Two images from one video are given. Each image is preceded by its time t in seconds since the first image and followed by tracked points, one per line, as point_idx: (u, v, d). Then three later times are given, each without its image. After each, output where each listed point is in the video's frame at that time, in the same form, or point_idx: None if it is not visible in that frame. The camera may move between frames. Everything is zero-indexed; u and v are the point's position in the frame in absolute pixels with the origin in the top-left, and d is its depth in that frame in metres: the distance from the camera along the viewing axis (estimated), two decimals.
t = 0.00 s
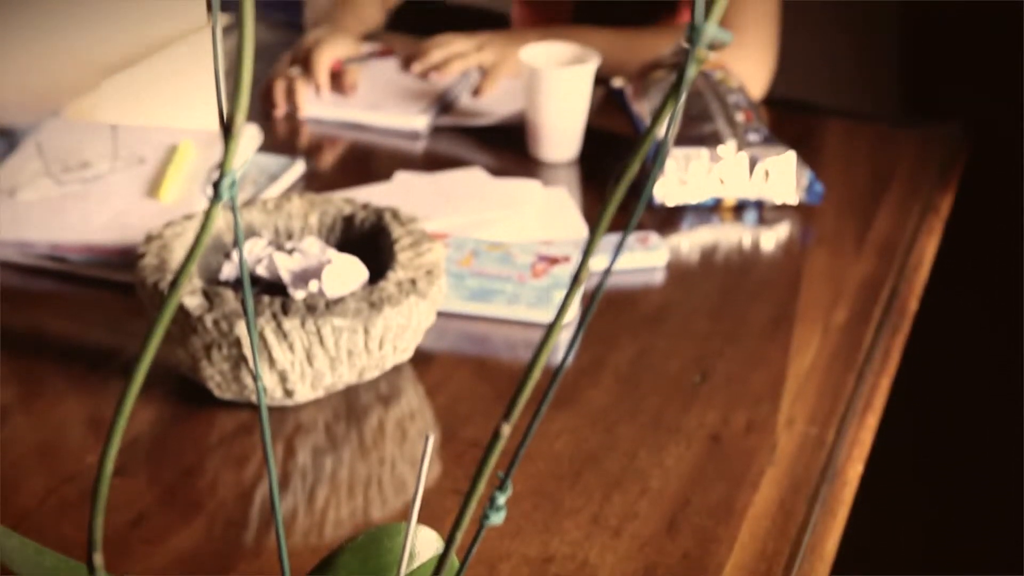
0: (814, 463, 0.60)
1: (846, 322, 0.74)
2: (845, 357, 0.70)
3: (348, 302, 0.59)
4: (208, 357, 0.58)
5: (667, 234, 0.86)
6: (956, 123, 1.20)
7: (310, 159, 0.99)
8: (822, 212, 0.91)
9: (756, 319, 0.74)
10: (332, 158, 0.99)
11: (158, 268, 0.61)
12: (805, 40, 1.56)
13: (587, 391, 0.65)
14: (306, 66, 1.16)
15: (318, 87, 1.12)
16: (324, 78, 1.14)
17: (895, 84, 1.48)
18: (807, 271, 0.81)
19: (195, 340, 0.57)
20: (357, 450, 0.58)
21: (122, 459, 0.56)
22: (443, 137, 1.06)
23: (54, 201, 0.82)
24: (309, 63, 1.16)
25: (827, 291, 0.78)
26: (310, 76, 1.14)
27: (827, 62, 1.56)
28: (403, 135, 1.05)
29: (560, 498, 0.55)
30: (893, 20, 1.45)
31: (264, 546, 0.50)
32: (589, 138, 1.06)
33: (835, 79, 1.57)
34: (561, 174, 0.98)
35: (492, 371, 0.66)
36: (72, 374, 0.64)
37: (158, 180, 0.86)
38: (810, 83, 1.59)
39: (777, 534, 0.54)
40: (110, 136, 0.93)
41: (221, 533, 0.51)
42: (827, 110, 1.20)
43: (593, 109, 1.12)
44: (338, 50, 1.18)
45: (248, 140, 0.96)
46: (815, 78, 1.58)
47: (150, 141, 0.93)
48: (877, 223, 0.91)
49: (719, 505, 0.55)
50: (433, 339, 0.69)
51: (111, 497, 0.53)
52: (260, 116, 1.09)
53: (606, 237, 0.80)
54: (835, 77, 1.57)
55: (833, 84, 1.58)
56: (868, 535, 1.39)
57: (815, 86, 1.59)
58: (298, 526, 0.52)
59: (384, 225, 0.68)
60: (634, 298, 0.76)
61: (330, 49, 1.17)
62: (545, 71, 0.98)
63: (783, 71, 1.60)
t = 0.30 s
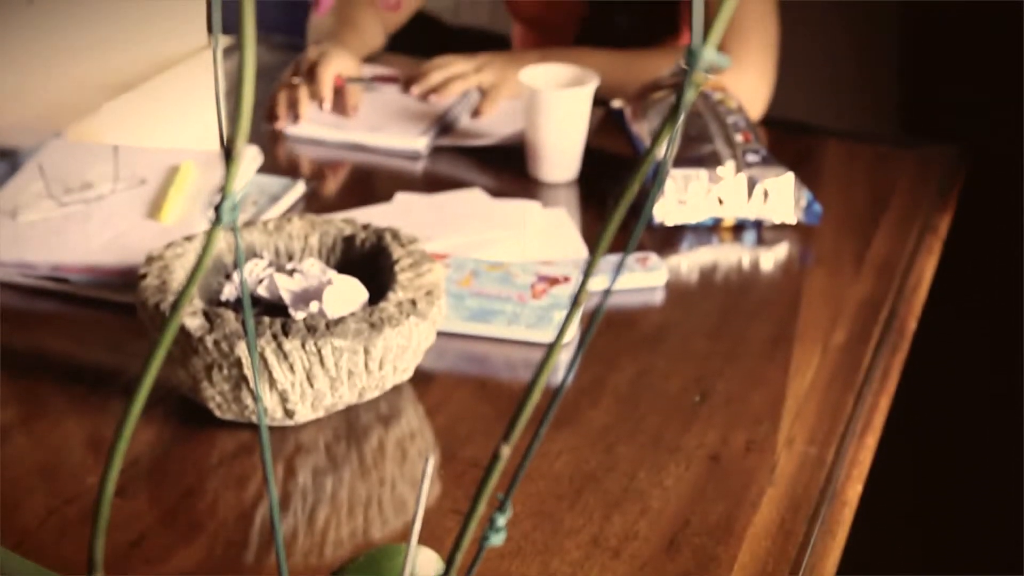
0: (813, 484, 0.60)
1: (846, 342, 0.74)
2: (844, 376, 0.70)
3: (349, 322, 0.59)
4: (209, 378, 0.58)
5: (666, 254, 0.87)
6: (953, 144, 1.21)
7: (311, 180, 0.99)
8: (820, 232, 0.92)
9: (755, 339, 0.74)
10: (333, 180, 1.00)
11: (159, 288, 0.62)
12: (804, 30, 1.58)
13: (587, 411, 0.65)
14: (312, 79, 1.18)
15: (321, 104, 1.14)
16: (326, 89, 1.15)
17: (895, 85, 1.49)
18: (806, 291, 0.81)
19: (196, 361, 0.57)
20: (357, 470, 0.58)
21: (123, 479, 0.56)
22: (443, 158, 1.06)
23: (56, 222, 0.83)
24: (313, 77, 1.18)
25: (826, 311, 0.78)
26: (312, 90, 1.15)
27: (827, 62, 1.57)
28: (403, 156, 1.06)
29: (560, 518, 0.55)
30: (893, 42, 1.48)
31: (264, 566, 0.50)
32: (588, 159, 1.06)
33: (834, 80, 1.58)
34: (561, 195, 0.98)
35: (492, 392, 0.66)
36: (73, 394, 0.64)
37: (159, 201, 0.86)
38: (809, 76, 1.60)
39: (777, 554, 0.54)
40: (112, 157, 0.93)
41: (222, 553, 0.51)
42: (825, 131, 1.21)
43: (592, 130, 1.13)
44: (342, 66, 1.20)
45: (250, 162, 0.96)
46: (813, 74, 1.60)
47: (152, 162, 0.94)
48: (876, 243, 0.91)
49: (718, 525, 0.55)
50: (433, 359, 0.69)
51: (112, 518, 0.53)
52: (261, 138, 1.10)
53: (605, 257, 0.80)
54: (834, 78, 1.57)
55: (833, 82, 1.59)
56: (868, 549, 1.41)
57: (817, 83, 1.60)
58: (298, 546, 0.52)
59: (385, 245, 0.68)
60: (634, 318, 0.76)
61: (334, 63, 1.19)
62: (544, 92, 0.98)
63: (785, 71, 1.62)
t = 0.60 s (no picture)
0: (812, 493, 0.60)
1: (846, 352, 0.75)
2: (844, 387, 0.70)
3: (349, 332, 0.59)
4: (210, 388, 0.58)
5: (666, 265, 0.87)
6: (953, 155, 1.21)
7: (311, 191, 0.99)
8: (819, 243, 0.92)
9: (755, 349, 0.74)
10: (333, 191, 1.00)
11: (160, 298, 0.62)
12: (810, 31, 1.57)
13: (587, 421, 0.65)
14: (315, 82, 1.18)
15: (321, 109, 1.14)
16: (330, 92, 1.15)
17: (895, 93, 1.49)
18: (805, 301, 0.82)
19: (196, 372, 0.58)
20: (357, 480, 0.58)
21: (123, 489, 0.56)
22: (444, 168, 1.06)
23: (57, 233, 0.83)
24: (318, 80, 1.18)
25: (825, 321, 0.79)
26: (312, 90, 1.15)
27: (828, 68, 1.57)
28: (404, 166, 1.06)
29: (560, 527, 0.55)
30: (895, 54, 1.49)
31: None
32: (587, 169, 1.06)
33: (835, 81, 1.58)
34: (561, 205, 0.99)
35: (492, 402, 0.66)
36: (73, 404, 0.64)
37: (160, 212, 0.86)
38: (811, 76, 1.60)
39: (776, 563, 0.55)
40: (114, 168, 0.93)
41: (222, 563, 0.51)
42: (824, 141, 1.21)
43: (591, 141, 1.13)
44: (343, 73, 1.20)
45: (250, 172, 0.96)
46: (815, 74, 1.59)
47: (152, 172, 0.94)
48: (875, 253, 0.91)
49: (718, 535, 0.55)
50: (432, 370, 0.69)
51: (112, 528, 0.53)
52: (261, 149, 1.10)
53: (606, 268, 0.80)
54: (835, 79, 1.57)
55: (835, 80, 1.58)
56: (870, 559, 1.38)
57: (818, 84, 1.60)
58: (299, 555, 0.52)
59: (385, 256, 0.68)
60: (634, 328, 0.76)
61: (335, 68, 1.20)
62: (544, 103, 0.99)
63: (786, 71, 1.62)
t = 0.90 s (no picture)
0: (812, 505, 0.60)
1: (845, 364, 0.75)
2: (843, 399, 0.71)
3: (349, 345, 0.59)
4: (210, 402, 0.58)
5: (666, 277, 0.87)
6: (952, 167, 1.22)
7: (312, 204, 1.00)
8: (818, 255, 0.92)
9: (754, 362, 0.74)
10: (333, 204, 1.00)
11: (160, 311, 0.62)
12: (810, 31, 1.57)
13: (587, 434, 0.65)
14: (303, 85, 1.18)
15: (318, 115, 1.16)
16: (324, 95, 1.16)
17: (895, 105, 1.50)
18: (805, 314, 0.82)
19: (197, 385, 0.58)
20: (357, 493, 0.58)
21: (123, 503, 0.56)
22: (444, 181, 1.07)
23: (58, 247, 0.83)
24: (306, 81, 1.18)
25: (824, 333, 0.79)
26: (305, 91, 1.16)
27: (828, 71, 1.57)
28: (404, 179, 1.07)
29: (561, 540, 0.55)
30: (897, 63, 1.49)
31: None
32: (586, 182, 1.07)
33: (832, 91, 1.59)
34: (560, 217, 0.99)
35: (493, 416, 0.66)
36: (74, 417, 0.64)
37: (161, 225, 0.87)
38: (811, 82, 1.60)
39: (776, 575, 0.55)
40: (115, 181, 0.93)
41: None
42: (824, 154, 1.21)
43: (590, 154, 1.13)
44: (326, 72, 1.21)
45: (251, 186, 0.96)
46: (814, 81, 1.60)
47: (153, 186, 0.94)
48: (874, 265, 0.91)
49: (718, 547, 0.55)
50: (432, 383, 0.69)
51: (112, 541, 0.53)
52: (262, 162, 1.10)
53: (606, 280, 0.80)
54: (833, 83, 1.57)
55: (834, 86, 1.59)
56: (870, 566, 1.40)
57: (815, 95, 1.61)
58: (298, 569, 0.52)
59: (385, 269, 0.68)
60: (634, 340, 0.76)
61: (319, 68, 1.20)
62: (544, 116, 0.99)
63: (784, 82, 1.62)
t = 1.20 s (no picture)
0: (813, 518, 0.60)
1: (845, 377, 0.75)
2: (843, 412, 0.71)
3: (350, 358, 0.59)
4: (210, 415, 0.58)
5: (665, 290, 0.87)
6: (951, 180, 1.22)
7: (312, 217, 1.00)
8: (818, 267, 0.92)
9: (753, 374, 0.74)
10: (333, 217, 1.00)
11: (160, 324, 0.62)
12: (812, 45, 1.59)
13: (587, 447, 0.65)
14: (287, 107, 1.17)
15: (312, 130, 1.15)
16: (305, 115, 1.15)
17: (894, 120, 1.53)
18: (804, 326, 0.82)
19: (198, 398, 0.58)
20: (358, 506, 0.58)
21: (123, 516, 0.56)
22: (444, 194, 1.07)
23: (58, 259, 0.83)
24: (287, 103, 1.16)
25: (824, 345, 0.79)
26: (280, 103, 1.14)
27: (828, 77, 1.57)
28: (404, 191, 1.07)
29: (560, 554, 0.55)
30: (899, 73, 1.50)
31: None
32: (586, 195, 1.07)
33: (831, 104, 1.59)
34: (560, 230, 0.99)
35: (493, 429, 0.66)
36: (75, 430, 0.64)
37: (161, 238, 0.87)
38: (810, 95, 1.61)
39: None
40: (116, 194, 0.94)
41: None
42: (823, 166, 1.22)
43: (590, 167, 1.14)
44: (305, 84, 1.19)
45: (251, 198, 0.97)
46: (813, 94, 1.60)
47: (154, 199, 0.94)
48: (874, 277, 0.92)
49: (718, 560, 0.55)
50: (432, 396, 0.70)
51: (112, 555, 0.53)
52: (263, 175, 1.11)
53: (606, 293, 0.81)
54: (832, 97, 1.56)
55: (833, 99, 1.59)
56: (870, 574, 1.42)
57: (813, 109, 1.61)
58: None
59: (385, 281, 0.68)
60: (633, 353, 0.76)
61: (294, 83, 1.18)
62: (543, 129, 0.99)
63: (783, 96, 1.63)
